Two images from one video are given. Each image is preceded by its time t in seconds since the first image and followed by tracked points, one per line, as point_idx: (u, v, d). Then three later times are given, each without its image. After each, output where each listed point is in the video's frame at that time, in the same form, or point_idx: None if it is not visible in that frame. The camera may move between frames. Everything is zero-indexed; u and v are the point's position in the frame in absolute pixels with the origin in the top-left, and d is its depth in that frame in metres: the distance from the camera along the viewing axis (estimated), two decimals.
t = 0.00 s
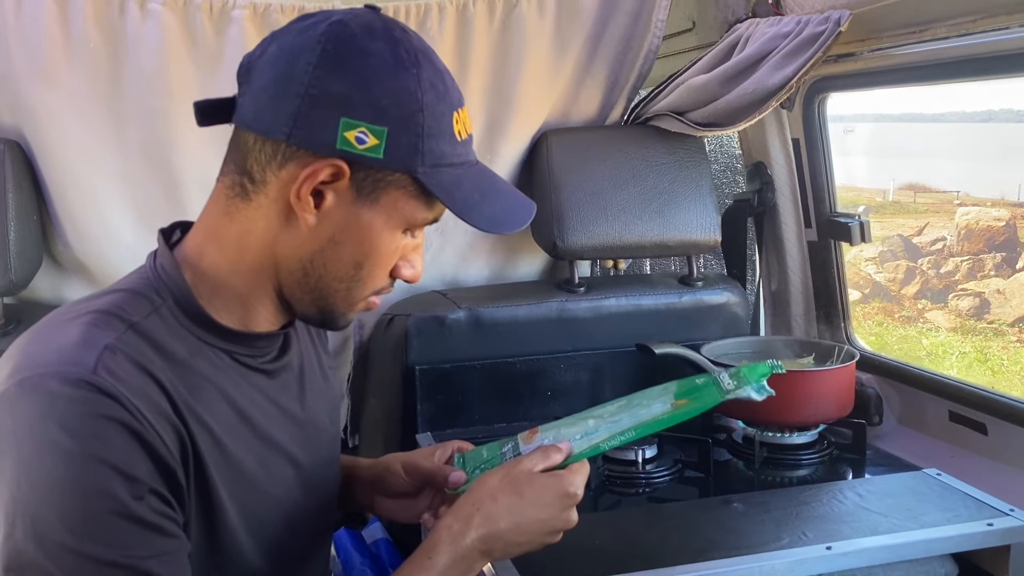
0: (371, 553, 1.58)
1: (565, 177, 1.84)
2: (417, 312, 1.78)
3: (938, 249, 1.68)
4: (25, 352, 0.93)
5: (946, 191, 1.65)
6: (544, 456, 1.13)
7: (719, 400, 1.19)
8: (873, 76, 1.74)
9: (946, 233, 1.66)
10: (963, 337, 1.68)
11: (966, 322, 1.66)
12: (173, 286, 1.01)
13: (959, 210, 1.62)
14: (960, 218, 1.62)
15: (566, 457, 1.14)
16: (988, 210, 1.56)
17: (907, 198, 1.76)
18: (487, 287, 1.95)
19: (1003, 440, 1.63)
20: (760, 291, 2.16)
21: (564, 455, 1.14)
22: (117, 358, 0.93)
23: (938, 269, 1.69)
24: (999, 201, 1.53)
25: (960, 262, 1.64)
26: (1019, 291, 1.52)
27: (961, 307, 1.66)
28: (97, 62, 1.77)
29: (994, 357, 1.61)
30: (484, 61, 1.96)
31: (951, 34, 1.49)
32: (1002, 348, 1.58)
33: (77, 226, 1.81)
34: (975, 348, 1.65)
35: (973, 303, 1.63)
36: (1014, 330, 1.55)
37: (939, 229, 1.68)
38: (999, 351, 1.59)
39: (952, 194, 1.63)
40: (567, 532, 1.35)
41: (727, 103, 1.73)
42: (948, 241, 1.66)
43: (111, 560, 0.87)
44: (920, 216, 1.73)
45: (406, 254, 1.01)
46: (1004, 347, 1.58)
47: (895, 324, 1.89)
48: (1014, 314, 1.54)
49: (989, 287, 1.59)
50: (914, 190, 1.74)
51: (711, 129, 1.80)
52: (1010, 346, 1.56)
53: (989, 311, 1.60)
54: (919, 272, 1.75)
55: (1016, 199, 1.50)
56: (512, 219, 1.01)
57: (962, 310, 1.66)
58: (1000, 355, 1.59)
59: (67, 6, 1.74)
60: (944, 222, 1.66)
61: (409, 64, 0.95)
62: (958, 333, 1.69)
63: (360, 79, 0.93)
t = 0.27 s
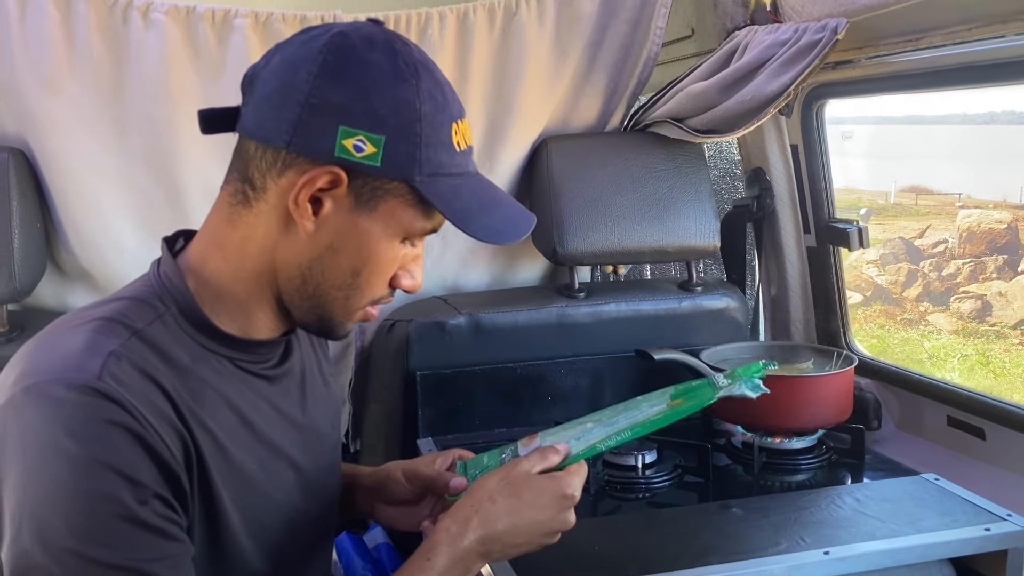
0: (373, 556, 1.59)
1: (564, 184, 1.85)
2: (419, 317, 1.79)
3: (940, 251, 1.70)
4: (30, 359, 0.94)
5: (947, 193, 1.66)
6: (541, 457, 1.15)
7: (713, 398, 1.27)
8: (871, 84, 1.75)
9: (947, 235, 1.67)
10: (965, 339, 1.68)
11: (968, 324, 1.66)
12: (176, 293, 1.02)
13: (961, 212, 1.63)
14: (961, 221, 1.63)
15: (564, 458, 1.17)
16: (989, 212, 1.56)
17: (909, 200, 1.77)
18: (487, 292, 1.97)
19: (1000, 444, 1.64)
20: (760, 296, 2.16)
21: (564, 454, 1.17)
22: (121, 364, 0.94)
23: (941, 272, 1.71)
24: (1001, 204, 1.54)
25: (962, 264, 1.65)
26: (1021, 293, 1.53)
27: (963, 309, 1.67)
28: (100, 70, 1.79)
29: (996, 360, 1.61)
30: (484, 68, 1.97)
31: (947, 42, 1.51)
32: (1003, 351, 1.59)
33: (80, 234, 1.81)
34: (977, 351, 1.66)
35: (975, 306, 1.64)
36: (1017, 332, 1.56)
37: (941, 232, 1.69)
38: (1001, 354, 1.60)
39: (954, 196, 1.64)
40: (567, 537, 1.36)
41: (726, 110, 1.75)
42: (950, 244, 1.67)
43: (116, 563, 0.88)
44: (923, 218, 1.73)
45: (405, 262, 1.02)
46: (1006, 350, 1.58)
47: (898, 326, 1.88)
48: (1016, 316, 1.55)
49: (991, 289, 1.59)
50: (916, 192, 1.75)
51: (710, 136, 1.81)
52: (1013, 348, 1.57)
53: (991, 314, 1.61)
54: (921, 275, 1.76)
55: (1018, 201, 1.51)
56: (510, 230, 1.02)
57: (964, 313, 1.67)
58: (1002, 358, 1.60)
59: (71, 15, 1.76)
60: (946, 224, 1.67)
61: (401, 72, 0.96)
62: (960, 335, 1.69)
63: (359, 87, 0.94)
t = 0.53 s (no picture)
0: (374, 560, 1.60)
1: (564, 187, 1.85)
2: (418, 321, 1.79)
3: (943, 253, 1.68)
4: (31, 364, 0.94)
5: (950, 196, 1.64)
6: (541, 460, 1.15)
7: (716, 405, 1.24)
8: (870, 87, 1.75)
9: (950, 237, 1.66)
10: (968, 341, 1.67)
11: (970, 326, 1.65)
12: (175, 297, 1.02)
13: (963, 215, 1.62)
14: (964, 222, 1.62)
15: (563, 462, 1.17)
16: (992, 214, 1.55)
17: (913, 202, 1.75)
18: (487, 296, 1.97)
19: (1000, 447, 1.64)
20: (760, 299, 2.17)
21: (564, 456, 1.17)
22: (121, 369, 0.94)
23: (943, 274, 1.69)
24: (1002, 206, 1.53)
25: (965, 266, 1.63)
26: None
27: (966, 311, 1.65)
28: (100, 76, 1.80)
29: (999, 362, 1.60)
30: (484, 71, 1.97)
31: (944, 45, 1.51)
32: (1006, 353, 1.58)
33: (81, 238, 1.83)
34: (979, 353, 1.65)
35: (977, 307, 1.62)
36: (1019, 335, 1.54)
37: (943, 234, 1.67)
38: (1004, 356, 1.59)
39: (956, 199, 1.63)
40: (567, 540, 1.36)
41: (725, 114, 1.75)
42: (953, 246, 1.66)
43: (115, 567, 0.88)
44: (925, 221, 1.72)
45: (404, 268, 1.02)
46: (1009, 352, 1.57)
47: (900, 329, 1.87)
48: (1018, 318, 1.54)
49: (994, 291, 1.58)
50: (917, 194, 1.74)
51: (710, 139, 1.81)
52: (1016, 350, 1.55)
53: (994, 316, 1.59)
54: (924, 277, 1.75)
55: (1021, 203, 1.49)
56: (511, 235, 1.02)
57: (967, 315, 1.65)
58: (1005, 360, 1.59)
59: (72, 20, 1.76)
60: (948, 227, 1.66)
61: (396, 75, 0.96)
62: (963, 337, 1.68)
63: (356, 91, 0.95)
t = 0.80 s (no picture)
0: (374, 561, 1.60)
1: (563, 188, 1.86)
2: (418, 322, 1.79)
3: (944, 254, 1.68)
4: (27, 366, 0.95)
5: (951, 196, 1.64)
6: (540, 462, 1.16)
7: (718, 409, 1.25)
8: (868, 87, 1.76)
9: (951, 238, 1.66)
10: (970, 342, 1.67)
11: (972, 327, 1.65)
12: (172, 299, 1.03)
13: (964, 215, 1.62)
14: (965, 223, 1.61)
15: (562, 463, 1.17)
16: (993, 215, 1.55)
17: (914, 203, 1.75)
18: (486, 297, 1.97)
19: (1000, 447, 1.64)
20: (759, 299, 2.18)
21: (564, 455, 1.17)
22: (117, 371, 0.95)
23: (944, 274, 1.69)
24: (1004, 207, 1.53)
25: (966, 267, 1.63)
26: None
27: (968, 312, 1.65)
28: (100, 78, 1.80)
29: (1000, 362, 1.60)
30: (484, 73, 1.97)
31: (941, 46, 1.52)
32: (1008, 354, 1.58)
33: (81, 239, 1.83)
34: (981, 354, 1.64)
35: (979, 308, 1.62)
36: (1020, 336, 1.54)
37: (944, 235, 1.67)
38: (1006, 357, 1.59)
39: (958, 199, 1.62)
40: (567, 541, 1.36)
41: (723, 115, 1.75)
42: (953, 247, 1.65)
43: (111, 569, 0.88)
44: (927, 221, 1.71)
45: (402, 270, 1.02)
46: (1011, 352, 1.57)
47: (902, 330, 1.87)
48: (1019, 319, 1.54)
49: (996, 292, 1.58)
50: (919, 195, 1.73)
51: (709, 140, 1.81)
52: (1018, 351, 1.55)
53: (995, 317, 1.59)
54: (925, 278, 1.75)
55: (1021, 203, 1.49)
56: (508, 236, 1.02)
57: (968, 316, 1.65)
58: (1007, 360, 1.58)
59: (72, 23, 1.77)
60: (950, 227, 1.65)
61: (391, 76, 0.97)
62: (965, 338, 1.68)
63: (351, 93, 0.95)
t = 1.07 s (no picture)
0: (374, 560, 1.60)
1: (563, 188, 1.86)
2: (417, 321, 1.79)
3: (945, 253, 1.68)
4: (22, 366, 0.95)
5: (952, 196, 1.64)
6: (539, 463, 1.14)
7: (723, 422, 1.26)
8: (867, 86, 1.76)
9: (953, 237, 1.65)
10: (971, 341, 1.66)
11: (973, 326, 1.64)
12: (168, 299, 1.03)
13: (966, 214, 1.61)
14: (967, 222, 1.61)
15: (563, 462, 1.17)
16: (995, 214, 1.54)
17: (915, 202, 1.74)
18: (486, 296, 1.97)
19: (999, 445, 1.64)
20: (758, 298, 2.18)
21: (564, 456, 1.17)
22: (110, 371, 0.95)
23: (945, 274, 1.69)
24: (1005, 206, 1.52)
25: (967, 267, 1.63)
26: None
27: (969, 311, 1.65)
28: (100, 78, 1.80)
29: (1002, 362, 1.59)
30: (483, 72, 1.98)
31: (940, 45, 1.52)
32: (1009, 353, 1.57)
33: (81, 239, 1.83)
34: (982, 353, 1.64)
35: (980, 308, 1.62)
36: (1021, 335, 1.54)
37: (945, 234, 1.67)
38: (1007, 356, 1.58)
39: (959, 199, 1.62)
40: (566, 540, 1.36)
41: (722, 114, 1.75)
42: (954, 246, 1.65)
43: (106, 568, 0.89)
44: (929, 220, 1.71)
45: (401, 267, 1.02)
46: (1012, 352, 1.56)
47: (903, 329, 1.86)
48: (1021, 319, 1.53)
49: (997, 291, 1.57)
50: (920, 195, 1.73)
51: (707, 139, 1.81)
52: (1019, 350, 1.55)
53: (997, 316, 1.58)
54: (926, 277, 1.74)
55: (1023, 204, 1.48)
56: (508, 228, 1.03)
57: (970, 315, 1.65)
58: (1008, 360, 1.58)
59: (72, 23, 1.77)
60: (951, 226, 1.65)
61: (381, 72, 0.97)
62: (965, 337, 1.67)
63: (343, 90, 0.95)
